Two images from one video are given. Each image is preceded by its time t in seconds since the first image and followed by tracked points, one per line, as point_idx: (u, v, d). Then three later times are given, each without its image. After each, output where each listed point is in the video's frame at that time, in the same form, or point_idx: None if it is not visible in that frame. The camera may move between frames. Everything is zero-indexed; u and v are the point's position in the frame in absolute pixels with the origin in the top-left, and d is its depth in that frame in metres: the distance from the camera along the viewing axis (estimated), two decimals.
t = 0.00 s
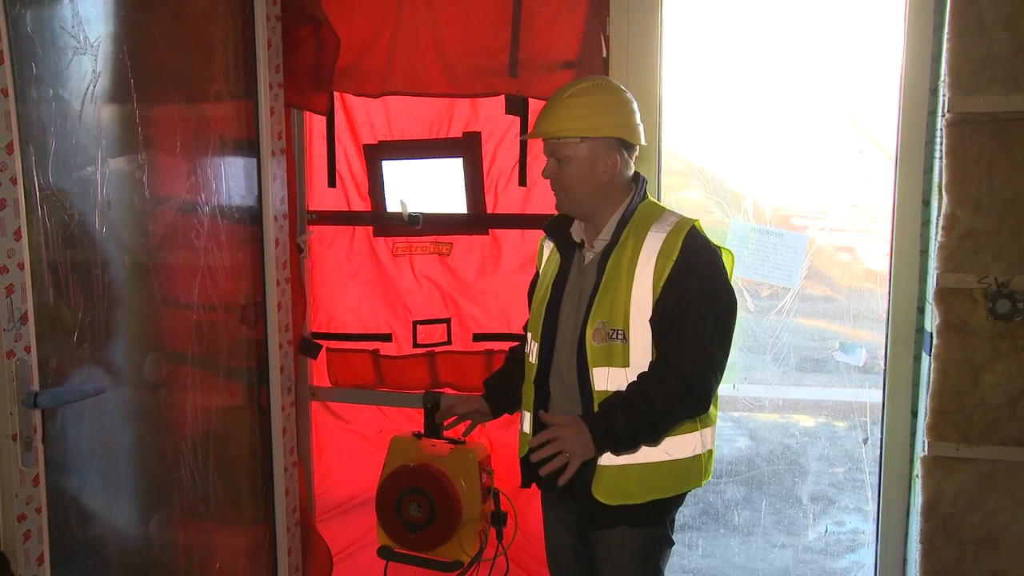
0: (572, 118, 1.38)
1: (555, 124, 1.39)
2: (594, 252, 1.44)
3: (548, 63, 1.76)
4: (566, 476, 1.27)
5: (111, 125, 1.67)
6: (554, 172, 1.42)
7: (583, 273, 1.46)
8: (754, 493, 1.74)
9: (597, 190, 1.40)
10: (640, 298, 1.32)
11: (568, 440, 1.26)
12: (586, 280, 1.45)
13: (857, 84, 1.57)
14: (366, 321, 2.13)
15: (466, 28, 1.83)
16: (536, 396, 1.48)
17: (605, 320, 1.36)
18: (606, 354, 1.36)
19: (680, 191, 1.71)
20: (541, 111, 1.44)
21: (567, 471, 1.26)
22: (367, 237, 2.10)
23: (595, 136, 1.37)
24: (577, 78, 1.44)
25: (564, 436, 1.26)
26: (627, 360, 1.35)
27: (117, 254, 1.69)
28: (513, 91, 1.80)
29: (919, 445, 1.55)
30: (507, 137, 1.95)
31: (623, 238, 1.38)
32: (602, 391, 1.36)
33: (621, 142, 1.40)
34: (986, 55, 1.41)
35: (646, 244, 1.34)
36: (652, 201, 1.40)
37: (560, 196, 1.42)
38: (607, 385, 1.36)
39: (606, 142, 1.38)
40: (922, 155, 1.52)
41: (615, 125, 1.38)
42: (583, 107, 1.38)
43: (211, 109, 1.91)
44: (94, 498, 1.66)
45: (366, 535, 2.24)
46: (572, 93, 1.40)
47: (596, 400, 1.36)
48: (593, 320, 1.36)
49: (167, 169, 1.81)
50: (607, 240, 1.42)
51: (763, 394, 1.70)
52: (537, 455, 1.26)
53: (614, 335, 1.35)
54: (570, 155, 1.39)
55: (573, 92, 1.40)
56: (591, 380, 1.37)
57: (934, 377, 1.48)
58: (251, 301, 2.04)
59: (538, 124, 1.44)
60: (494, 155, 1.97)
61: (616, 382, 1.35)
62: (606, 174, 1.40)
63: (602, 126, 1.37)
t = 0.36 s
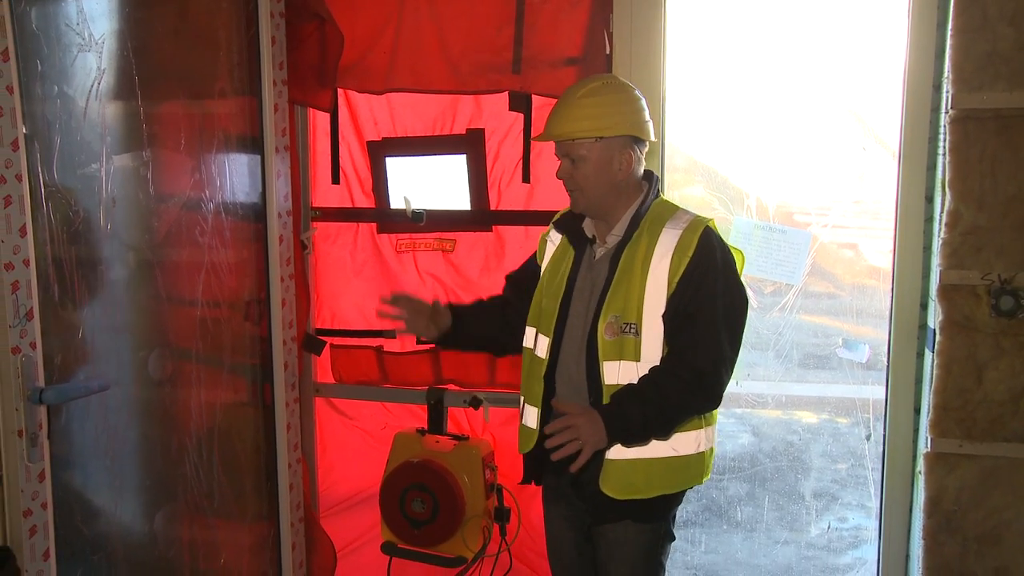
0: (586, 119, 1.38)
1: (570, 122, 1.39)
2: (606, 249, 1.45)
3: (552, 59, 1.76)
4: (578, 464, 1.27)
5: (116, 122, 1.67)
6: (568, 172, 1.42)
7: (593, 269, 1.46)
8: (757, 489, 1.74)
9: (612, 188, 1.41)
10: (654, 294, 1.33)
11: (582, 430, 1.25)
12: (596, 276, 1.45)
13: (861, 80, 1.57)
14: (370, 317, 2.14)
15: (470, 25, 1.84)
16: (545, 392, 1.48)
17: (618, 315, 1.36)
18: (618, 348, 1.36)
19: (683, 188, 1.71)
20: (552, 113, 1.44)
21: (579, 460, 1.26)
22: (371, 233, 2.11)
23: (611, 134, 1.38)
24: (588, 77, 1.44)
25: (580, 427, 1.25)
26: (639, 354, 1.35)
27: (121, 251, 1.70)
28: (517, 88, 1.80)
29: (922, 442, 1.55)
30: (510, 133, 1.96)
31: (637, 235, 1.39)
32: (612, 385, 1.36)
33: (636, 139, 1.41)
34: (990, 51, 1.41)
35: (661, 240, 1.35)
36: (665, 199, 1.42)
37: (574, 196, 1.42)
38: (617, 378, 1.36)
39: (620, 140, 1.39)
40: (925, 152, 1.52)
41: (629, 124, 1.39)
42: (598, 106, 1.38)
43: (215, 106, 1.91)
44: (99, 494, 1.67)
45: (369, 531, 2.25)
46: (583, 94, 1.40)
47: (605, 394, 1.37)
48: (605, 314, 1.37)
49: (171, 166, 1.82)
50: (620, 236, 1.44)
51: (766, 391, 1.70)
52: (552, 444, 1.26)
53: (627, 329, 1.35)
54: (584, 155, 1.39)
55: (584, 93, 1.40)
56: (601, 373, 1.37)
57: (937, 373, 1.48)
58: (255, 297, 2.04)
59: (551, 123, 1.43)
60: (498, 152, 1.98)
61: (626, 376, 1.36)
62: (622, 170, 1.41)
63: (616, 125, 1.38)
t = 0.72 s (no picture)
0: (600, 125, 1.40)
1: (587, 126, 1.41)
2: (622, 252, 1.47)
3: (557, 61, 1.79)
4: (660, 514, 1.30)
5: (128, 123, 1.70)
6: (581, 177, 1.44)
7: (610, 272, 1.48)
8: (759, 485, 1.77)
9: (626, 194, 1.43)
10: (680, 299, 1.37)
11: (648, 477, 1.29)
12: (613, 279, 1.47)
13: (862, 82, 1.59)
14: (377, 316, 2.16)
15: (476, 26, 1.86)
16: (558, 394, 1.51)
17: (644, 321, 1.40)
18: (646, 354, 1.39)
19: (687, 188, 1.72)
20: (566, 119, 1.46)
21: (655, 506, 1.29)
22: (378, 233, 2.14)
23: (627, 139, 1.40)
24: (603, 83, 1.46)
25: (642, 475, 1.29)
26: (667, 358, 1.39)
27: (133, 250, 1.73)
28: (523, 89, 1.83)
29: (922, 439, 1.57)
30: (516, 133, 1.98)
31: (658, 239, 1.42)
32: (641, 390, 1.39)
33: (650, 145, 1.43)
34: (989, 53, 1.42)
35: (686, 245, 1.39)
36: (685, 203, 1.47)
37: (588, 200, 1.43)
38: (646, 383, 1.39)
39: (635, 145, 1.41)
40: (925, 153, 1.54)
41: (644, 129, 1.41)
42: (614, 112, 1.40)
43: (225, 107, 1.94)
44: (112, 488, 1.70)
45: (377, 526, 2.28)
46: (597, 100, 1.42)
47: (634, 400, 1.39)
48: (631, 320, 1.40)
49: (182, 166, 1.85)
50: (637, 241, 1.46)
51: (768, 388, 1.72)
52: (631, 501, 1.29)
53: (654, 334, 1.39)
54: (597, 160, 1.41)
55: (598, 99, 1.42)
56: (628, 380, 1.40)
57: (937, 371, 1.50)
58: (264, 295, 2.08)
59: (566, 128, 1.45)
60: (503, 152, 2.00)
61: (655, 381, 1.39)
62: (638, 176, 1.43)
63: (632, 129, 1.40)
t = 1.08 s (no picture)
0: (602, 134, 1.46)
1: (590, 132, 1.47)
2: (646, 252, 1.51)
3: (565, 63, 1.84)
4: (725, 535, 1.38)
5: (148, 125, 1.76)
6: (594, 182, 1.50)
7: (636, 272, 1.53)
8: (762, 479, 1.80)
9: (635, 196, 1.46)
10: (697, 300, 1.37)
11: (728, 518, 1.35)
12: (637, 279, 1.51)
13: (863, 84, 1.62)
14: (389, 312, 2.21)
15: (485, 30, 1.91)
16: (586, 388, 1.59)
17: (662, 321, 1.41)
18: (664, 354, 1.40)
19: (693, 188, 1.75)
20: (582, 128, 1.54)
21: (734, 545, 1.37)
22: (391, 231, 2.19)
23: (627, 143, 1.44)
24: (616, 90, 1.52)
25: (722, 516, 1.36)
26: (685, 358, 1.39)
27: (152, 248, 1.78)
28: (531, 91, 1.87)
29: (921, 433, 1.61)
30: (525, 135, 2.03)
31: (675, 240, 1.42)
32: (659, 390, 1.40)
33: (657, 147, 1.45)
34: (988, 56, 1.45)
35: (703, 245, 1.38)
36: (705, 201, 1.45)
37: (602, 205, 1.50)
38: (665, 384, 1.40)
39: (638, 150, 1.44)
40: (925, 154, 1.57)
41: (647, 132, 1.44)
42: (615, 118, 1.46)
43: (242, 109, 2.00)
44: (133, 479, 1.76)
45: (389, 518, 2.34)
46: (603, 109, 1.48)
47: (653, 399, 1.41)
48: (650, 321, 1.41)
49: (200, 167, 1.90)
50: (659, 240, 1.48)
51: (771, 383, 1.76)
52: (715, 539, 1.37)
53: (672, 334, 1.39)
54: (603, 167, 1.47)
55: (604, 109, 1.48)
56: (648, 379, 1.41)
57: (937, 367, 1.53)
58: (280, 293, 2.15)
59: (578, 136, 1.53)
60: (513, 153, 2.05)
61: (674, 381, 1.40)
62: (646, 179, 1.45)
63: (633, 132, 1.44)
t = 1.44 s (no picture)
0: (642, 144, 1.50)
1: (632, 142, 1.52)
2: (694, 253, 1.55)
3: (575, 65, 1.89)
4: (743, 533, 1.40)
5: (170, 126, 1.82)
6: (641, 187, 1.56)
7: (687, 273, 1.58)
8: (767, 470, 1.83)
9: (678, 203, 1.51)
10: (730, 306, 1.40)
11: (725, 508, 1.38)
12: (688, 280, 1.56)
13: (865, 86, 1.66)
14: (403, 308, 2.27)
15: (498, 32, 1.95)
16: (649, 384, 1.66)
17: (700, 326, 1.45)
18: (701, 357, 1.45)
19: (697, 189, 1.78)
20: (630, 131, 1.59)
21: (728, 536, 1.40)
22: (405, 229, 2.24)
23: (665, 154, 1.48)
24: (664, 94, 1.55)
25: (721, 505, 1.39)
26: (722, 362, 1.43)
27: (173, 245, 1.85)
28: (543, 92, 1.92)
29: (922, 426, 1.65)
30: (536, 135, 2.08)
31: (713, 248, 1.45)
32: (696, 393, 1.45)
33: (699, 155, 1.47)
34: (989, 59, 1.49)
35: (737, 250, 1.41)
36: (747, 206, 1.47)
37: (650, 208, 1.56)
38: (703, 387, 1.45)
39: (677, 159, 1.48)
40: (927, 154, 1.61)
41: (686, 143, 1.47)
42: (657, 128, 1.49)
43: (261, 110, 2.06)
44: (156, 469, 1.83)
45: (402, 507, 2.39)
46: (644, 119, 1.52)
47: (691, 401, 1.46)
48: (688, 325, 1.46)
49: (220, 166, 1.96)
50: (703, 243, 1.53)
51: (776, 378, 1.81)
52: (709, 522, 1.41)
53: (709, 339, 1.43)
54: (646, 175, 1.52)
55: (645, 118, 1.51)
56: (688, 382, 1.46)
57: (937, 361, 1.57)
58: (297, 288, 2.21)
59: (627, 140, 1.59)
60: (524, 153, 2.10)
61: (711, 385, 1.44)
62: (687, 186, 1.49)
63: (671, 144, 1.47)
